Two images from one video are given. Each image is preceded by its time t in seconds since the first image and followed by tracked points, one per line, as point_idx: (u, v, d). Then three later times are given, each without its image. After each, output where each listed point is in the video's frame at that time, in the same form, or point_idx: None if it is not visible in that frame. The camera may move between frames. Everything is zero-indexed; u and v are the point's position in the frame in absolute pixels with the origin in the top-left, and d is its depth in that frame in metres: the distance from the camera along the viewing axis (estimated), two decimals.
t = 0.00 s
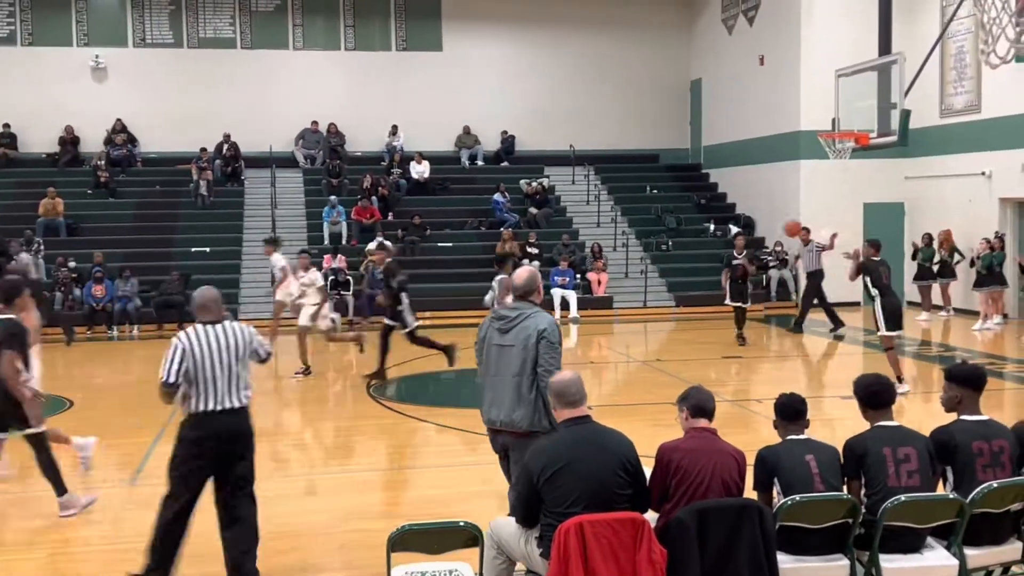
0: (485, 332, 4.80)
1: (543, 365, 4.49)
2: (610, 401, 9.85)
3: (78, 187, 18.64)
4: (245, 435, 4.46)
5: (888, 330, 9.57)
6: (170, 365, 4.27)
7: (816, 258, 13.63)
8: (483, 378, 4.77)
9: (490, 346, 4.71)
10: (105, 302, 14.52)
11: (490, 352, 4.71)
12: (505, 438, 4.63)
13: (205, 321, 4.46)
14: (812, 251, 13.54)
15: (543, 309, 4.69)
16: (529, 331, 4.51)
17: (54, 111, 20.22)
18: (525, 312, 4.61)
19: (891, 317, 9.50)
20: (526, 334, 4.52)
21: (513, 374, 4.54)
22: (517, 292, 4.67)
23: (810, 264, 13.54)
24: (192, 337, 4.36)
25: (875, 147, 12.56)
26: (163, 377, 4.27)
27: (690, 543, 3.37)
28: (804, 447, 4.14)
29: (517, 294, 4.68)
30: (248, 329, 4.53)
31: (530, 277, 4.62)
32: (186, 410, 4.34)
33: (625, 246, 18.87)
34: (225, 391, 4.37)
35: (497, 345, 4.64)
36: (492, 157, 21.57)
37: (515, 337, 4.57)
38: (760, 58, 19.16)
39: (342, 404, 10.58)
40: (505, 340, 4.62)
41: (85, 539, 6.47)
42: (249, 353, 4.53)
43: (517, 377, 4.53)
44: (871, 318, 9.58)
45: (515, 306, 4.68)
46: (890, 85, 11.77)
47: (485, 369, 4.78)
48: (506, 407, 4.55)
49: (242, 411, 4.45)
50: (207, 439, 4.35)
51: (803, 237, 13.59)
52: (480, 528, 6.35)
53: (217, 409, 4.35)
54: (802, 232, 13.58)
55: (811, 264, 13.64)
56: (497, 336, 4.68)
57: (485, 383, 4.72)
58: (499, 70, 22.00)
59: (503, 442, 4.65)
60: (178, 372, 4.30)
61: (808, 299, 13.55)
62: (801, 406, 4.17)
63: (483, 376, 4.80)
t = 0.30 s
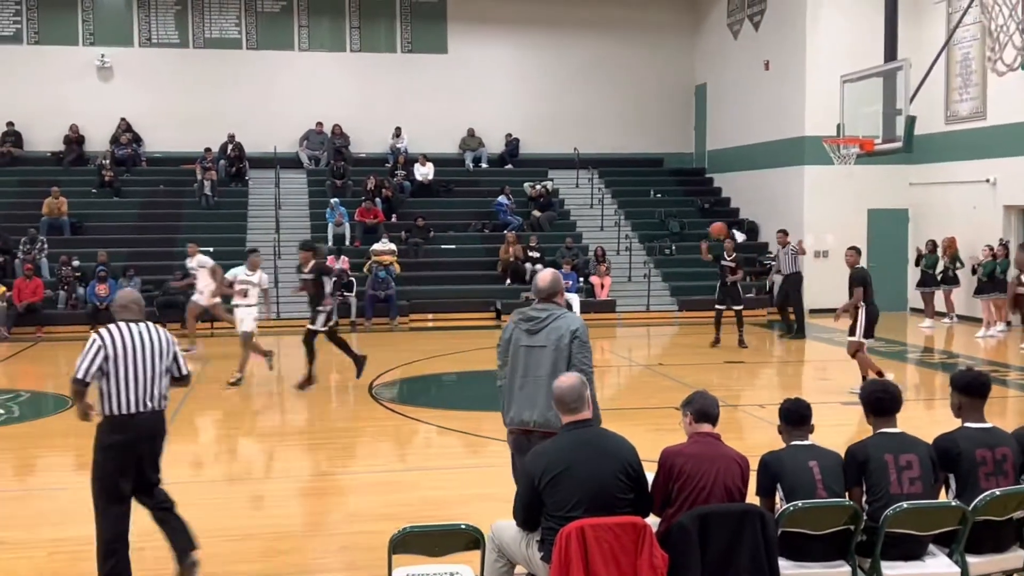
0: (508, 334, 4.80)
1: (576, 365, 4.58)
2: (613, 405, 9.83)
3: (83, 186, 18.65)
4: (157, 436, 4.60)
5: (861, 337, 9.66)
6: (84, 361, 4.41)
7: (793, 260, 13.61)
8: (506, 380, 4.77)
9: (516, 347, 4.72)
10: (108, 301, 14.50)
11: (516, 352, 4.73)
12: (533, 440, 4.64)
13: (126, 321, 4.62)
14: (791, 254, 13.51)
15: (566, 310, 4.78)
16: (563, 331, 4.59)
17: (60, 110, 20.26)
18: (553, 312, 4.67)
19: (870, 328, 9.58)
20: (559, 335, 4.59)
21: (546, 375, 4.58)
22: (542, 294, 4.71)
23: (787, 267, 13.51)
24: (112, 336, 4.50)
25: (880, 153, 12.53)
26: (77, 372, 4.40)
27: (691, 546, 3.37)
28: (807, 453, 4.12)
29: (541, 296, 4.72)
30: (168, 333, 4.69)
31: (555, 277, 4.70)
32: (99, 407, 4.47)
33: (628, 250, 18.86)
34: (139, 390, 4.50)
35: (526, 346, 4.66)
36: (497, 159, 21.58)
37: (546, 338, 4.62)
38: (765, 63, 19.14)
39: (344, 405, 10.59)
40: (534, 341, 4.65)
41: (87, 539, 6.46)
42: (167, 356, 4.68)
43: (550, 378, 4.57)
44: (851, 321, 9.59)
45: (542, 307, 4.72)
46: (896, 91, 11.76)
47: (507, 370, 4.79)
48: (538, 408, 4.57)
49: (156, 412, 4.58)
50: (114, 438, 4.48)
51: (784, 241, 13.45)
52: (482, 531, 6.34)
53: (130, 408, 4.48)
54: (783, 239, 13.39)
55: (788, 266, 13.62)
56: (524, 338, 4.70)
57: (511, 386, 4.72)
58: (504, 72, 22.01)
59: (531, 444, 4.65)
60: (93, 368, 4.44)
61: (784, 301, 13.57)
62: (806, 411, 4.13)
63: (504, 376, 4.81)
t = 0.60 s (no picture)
0: (549, 332, 4.76)
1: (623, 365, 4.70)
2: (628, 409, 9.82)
3: (101, 185, 18.73)
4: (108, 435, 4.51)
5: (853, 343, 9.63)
6: (37, 365, 4.30)
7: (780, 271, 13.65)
8: (549, 379, 4.76)
9: (563, 346, 4.70)
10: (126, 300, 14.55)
11: (561, 352, 4.72)
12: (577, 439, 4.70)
13: (72, 323, 4.50)
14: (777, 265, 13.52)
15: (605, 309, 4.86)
16: (614, 332, 4.65)
17: (80, 109, 20.38)
18: (600, 313, 4.72)
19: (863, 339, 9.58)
20: (611, 335, 4.66)
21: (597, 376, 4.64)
22: (586, 294, 4.75)
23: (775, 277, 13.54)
24: (63, 338, 4.41)
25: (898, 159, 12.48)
26: (30, 377, 4.29)
27: (705, 551, 3.34)
28: (823, 460, 4.12)
29: (586, 296, 4.75)
30: (114, 333, 4.61)
31: (598, 279, 4.76)
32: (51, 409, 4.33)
33: (644, 254, 18.85)
34: (89, 393, 4.41)
35: (575, 346, 4.66)
36: (514, 162, 21.60)
37: (595, 339, 4.66)
38: (784, 68, 19.09)
39: (359, 405, 10.62)
40: (582, 340, 4.67)
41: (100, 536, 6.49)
42: (115, 357, 4.59)
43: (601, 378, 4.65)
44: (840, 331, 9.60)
45: (586, 307, 4.76)
46: (915, 98, 11.72)
47: (550, 368, 4.78)
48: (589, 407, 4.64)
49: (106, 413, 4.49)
50: (73, 439, 4.36)
51: (771, 249, 13.54)
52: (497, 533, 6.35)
53: (82, 411, 4.38)
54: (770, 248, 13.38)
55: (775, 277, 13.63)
56: (572, 338, 4.69)
57: (556, 385, 4.71)
58: (522, 76, 22.03)
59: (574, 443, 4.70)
60: (45, 373, 4.32)
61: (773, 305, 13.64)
62: (827, 418, 4.15)
63: (546, 374, 4.79)
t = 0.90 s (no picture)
0: (592, 339, 4.66)
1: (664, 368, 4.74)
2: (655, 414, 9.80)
3: (133, 187, 18.91)
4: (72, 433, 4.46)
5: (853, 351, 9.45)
6: (17, 357, 4.15)
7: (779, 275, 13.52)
8: (593, 386, 4.65)
9: (608, 352, 4.63)
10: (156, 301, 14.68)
11: (605, 360, 4.64)
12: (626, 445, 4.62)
13: (34, 320, 4.36)
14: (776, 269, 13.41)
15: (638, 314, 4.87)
16: (656, 335, 4.68)
17: (114, 111, 20.58)
18: (641, 317, 4.72)
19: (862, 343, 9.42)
20: (655, 339, 4.68)
21: (645, 379, 4.61)
22: (625, 298, 4.73)
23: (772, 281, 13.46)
24: (38, 333, 4.29)
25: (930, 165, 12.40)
26: (11, 368, 4.12)
27: (733, 558, 3.26)
28: (856, 467, 4.06)
29: (625, 301, 4.73)
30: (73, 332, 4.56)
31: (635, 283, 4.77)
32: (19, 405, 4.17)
33: (672, 259, 18.82)
34: (62, 390, 4.33)
35: (622, 351, 4.61)
36: (542, 166, 21.63)
37: (639, 343, 4.65)
38: (814, 73, 19.02)
39: (387, 407, 10.65)
40: (627, 345, 4.63)
41: (130, 534, 6.56)
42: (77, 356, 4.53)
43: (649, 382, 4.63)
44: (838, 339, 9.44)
45: (626, 312, 4.73)
46: (947, 104, 11.65)
47: (594, 375, 4.67)
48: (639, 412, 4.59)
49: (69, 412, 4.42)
50: (34, 438, 4.23)
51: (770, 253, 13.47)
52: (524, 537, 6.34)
53: (56, 407, 4.29)
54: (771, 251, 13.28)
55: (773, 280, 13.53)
56: (617, 343, 4.64)
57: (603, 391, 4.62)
58: (551, 80, 22.06)
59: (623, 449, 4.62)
60: (25, 366, 4.18)
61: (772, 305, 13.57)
62: (858, 425, 4.09)
63: (589, 384, 4.67)
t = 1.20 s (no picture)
0: (622, 346, 4.55)
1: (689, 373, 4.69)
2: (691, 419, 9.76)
3: (173, 190, 19.10)
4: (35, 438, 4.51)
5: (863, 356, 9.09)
6: None
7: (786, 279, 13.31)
8: (626, 394, 4.53)
9: (640, 359, 4.54)
10: (196, 303, 14.83)
11: (637, 367, 4.54)
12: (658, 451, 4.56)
13: None
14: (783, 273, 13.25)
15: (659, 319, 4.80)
16: (685, 340, 4.63)
17: (154, 114, 20.80)
18: (667, 322, 4.66)
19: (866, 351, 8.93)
20: (682, 344, 4.62)
21: (676, 385, 4.56)
22: (650, 304, 4.65)
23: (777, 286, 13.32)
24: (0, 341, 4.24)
25: (972, 170, 12.26)
26: None
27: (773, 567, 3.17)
28: (897, 476, 3.94)
29: (649, 307, 4.65)
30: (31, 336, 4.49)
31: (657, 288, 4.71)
32: None
33: (707, 264, 18.75)
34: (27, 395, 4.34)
35: (653, 358, 4.53)
36: (578, 170, 21.63)
37: (670, 349, 4.58)
38: (854, 77, 18.88)
39: (423, 410, 10.68)
40: (659, 352, 4.56)
41: (168, 534, 6.62)
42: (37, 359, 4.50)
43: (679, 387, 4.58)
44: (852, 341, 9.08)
45: (652, 317, 4.65)
46: (989, 108, 11.52)
47: (625, 383, 4.55)
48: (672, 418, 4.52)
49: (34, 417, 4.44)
50: None
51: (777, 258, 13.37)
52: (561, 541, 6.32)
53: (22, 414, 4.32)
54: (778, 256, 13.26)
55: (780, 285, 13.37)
56: (648, 350, 4.55)
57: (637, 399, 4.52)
58: (588, 83, 22.04)
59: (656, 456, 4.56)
60: None
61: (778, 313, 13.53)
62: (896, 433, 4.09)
63: (623, 392, 4.54)
